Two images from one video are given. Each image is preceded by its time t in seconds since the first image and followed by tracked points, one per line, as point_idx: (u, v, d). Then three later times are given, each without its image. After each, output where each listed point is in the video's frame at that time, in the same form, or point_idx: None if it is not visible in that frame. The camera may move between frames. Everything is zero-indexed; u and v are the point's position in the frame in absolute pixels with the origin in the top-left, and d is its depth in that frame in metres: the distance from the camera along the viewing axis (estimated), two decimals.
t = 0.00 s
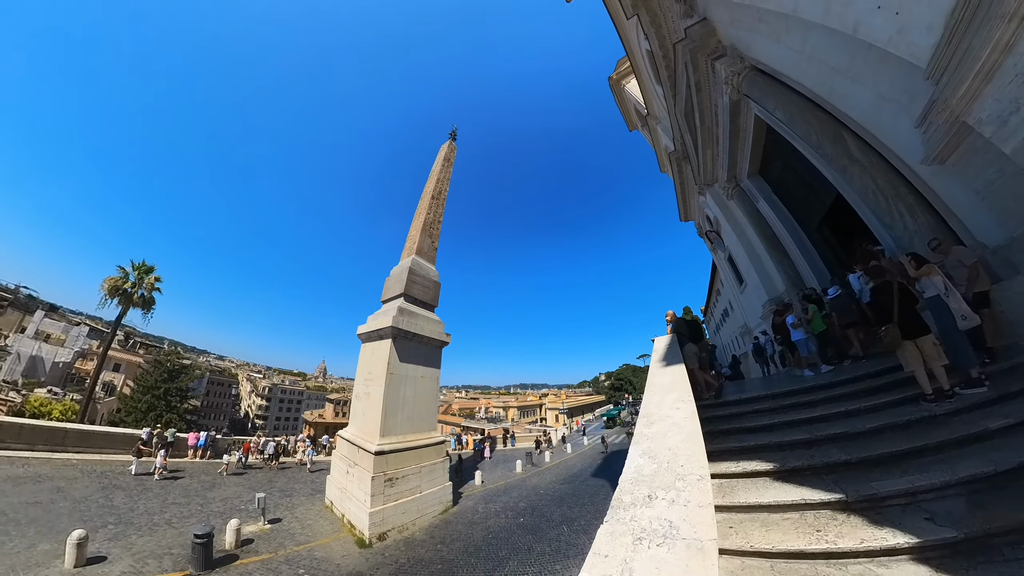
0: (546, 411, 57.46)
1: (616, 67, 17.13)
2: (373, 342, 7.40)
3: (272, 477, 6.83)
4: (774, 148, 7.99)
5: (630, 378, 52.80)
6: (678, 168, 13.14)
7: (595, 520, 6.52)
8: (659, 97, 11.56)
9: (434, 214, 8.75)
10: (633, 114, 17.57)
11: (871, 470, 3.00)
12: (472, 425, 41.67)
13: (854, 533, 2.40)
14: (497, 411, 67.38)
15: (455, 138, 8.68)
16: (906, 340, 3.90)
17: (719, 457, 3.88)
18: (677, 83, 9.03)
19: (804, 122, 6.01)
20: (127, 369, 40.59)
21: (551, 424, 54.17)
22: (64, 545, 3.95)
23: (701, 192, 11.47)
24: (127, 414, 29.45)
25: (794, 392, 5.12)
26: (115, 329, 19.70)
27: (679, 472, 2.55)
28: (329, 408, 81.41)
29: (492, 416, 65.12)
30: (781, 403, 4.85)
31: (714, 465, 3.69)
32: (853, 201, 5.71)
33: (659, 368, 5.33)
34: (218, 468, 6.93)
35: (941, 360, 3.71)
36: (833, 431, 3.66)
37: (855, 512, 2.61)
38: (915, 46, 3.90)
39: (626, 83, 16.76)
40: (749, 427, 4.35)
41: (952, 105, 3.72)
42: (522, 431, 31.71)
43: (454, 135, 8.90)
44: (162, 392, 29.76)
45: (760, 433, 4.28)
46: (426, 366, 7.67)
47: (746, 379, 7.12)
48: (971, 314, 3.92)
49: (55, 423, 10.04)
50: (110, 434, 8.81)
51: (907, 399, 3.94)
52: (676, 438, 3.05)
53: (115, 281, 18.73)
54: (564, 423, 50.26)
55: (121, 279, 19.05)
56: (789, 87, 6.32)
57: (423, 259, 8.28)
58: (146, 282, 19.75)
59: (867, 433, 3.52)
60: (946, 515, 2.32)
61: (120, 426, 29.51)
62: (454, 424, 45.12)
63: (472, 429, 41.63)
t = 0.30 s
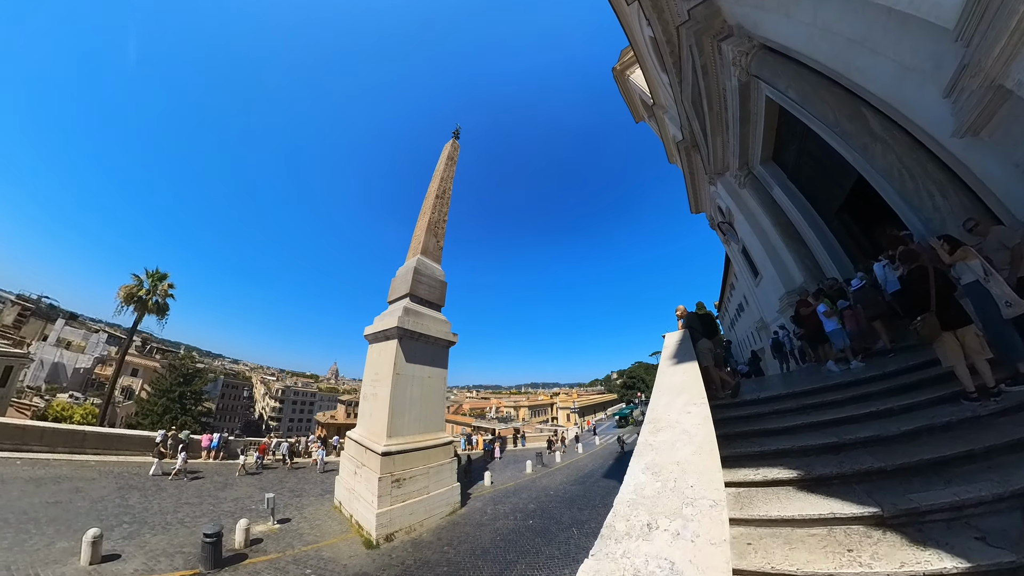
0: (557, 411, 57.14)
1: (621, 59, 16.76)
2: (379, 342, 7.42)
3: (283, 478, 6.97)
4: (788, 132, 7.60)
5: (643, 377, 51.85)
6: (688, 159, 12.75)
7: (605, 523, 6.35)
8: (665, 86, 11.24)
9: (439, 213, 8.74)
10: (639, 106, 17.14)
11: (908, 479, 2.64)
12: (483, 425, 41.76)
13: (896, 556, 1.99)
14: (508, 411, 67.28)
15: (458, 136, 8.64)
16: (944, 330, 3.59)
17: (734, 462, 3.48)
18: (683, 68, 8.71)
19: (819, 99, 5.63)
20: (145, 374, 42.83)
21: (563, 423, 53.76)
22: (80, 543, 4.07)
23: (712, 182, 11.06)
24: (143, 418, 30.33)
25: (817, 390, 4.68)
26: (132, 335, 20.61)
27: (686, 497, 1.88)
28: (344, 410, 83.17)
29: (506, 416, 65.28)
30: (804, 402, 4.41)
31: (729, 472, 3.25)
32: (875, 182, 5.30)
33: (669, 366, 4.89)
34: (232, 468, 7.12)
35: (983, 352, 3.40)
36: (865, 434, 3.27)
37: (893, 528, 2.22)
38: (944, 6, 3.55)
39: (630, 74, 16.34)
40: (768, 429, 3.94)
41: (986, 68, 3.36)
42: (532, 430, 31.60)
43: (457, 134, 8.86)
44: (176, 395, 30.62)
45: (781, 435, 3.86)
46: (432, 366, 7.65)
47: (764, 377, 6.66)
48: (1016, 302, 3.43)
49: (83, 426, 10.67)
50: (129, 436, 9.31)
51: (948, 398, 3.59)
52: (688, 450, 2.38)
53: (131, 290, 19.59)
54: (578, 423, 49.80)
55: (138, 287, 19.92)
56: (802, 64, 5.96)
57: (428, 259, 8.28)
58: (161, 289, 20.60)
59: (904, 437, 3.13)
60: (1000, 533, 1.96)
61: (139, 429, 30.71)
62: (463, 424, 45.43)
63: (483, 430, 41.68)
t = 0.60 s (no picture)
0: (569, 409, 56.83)
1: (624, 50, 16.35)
2: (387, 346, 7.46)
3: (295, 480, 7.12)
4: (803, 118, 7.26)
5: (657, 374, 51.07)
6: (696, 150, 12.30)
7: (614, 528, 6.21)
8: (670, 76, 10.94)
9: (444, 215, 8.73)
10: (644, 97, 16.66)
11: (941, 504, 2.39)
12: (493, 425, 41.85)
13: None
14: (521, 409, 67.29)
15: (461, 137, 8.62)
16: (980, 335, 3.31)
17: (743, 482, 3.20)
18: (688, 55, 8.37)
19: (836, 81, 5.30)
20: (161, 379, 44.67)
21: (574, 422, 53.40)
22: (100, 544, 4.20)
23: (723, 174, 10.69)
24: (161, 422, 31.07)
25: (838, 399, 4.31)
26: (149, 341, 21.46)
27: (670, 555, 1.70)
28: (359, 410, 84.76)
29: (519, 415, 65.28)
30: (823, 412, 4.07)
31: (738, 489, 3.06)
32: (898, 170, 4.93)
33: (673, 378, 4.60)
34: (246, 470, 7.31)
35: None
36: (889, 450, 2.99)
37: (921, 566, 1.98)
38: None
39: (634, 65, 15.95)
40: (783, 442, 3.63)
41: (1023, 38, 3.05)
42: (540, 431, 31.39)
43: (461, 134, 8.84)
44: (192, 399, 31.28)
45: (798, 450, 3.54)
46: (440, 369, 7.66)
47: (780, 382, 6.30)
48: None
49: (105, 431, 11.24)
50: (149, 439, 9.88)
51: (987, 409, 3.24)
52: (685, 490, 2.18)
53: (146, 298, 20.36)
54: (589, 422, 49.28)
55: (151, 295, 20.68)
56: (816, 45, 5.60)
57: (434, 261, 8.30)
58: (174, 296, 21.40)
59: (934, 455, 2.83)
60: None
61: (156, 432, 31.73)
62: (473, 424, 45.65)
63: (493, 430, 41.58)
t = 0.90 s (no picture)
0: (581, 408, 56.45)
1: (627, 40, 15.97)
2: (394, 348, 7.51)
3: (306, 481, 7.26)
4: (817, 102, 6.96)
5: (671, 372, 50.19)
6: (706, 140, 11.92)
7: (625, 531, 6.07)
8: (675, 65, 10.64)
9: (449, 215, 8.73)
10: (650, 87, 16.21)
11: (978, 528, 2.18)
12: (503, 425, 41.88)
13: None
14: (534, 409, 67.21)
15: (465, 136, 8.60)
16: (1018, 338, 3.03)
17: (756, 498, 3.01)
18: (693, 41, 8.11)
19: (852, 62, 4.98)
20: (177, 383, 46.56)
21: (586, 422, 52.98)
22: (118, 543, 4.32)
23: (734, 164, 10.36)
24: (173, 425, 31.61)
25: (861, 403, 4.02)
26: (165, 347, 22.31)
27: None
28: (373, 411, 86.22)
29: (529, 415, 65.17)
30: (844, 418, 3.79)
31: (750, 505, 2.91)
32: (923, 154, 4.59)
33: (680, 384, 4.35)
34: (260, 471, 7.49)
35: None
36: (918, 464, 2.73)
37: None
38: None
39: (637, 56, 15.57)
40: (801, 452, 3.40)
41: None
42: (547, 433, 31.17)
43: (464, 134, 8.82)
44: (206, 402, 31.86)
45: (817, 461, 3.30)
46: (447, 370, 7.67)
47: (800, 384, 5.98)
48: None
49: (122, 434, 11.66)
50: (167, 442, 10.21)
51: None
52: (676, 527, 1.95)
53: (161, 305, 21.17)
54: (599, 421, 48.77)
55: (167, 302, 21.51)
56: (830, 22, 5.28)
57: (440, 262, 8.32)
58: (188, 303, 22.19)
59: (970, 471, 2.55)
60: None
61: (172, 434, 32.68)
62: (483, 424, 45.84)
63: (503, 431, 41.44)
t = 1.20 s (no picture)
0: (593, 407, 55.82)
1: (631, 30, 15.55)
2: (401, 350, 7.52)
3: (318, 482, 7.37)
4: (835, 81, 6.59)
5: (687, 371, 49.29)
6: (716, 130, 11.55)
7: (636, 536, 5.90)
8: (682, 53, 10.38)
9: (455, 215, 8.74)
10: (656, 77, 15.68)
11: None
12: (513, 425, 41.83)
13: None
14: (547, 409, 66.89)
15: (469, 135, 8.61)
16: None
17: (776, 518, 2.74)
18: (700, 25, 7.87)
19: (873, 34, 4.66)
20: (193, 388, 48.18)
21: (599, 421, 52.35)
22: (133, 543, 4.44)
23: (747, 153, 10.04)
24: (189, 427, 32.47)
25: (893, 408, 3.66)
26: (180, 351, 23.15)
27: None
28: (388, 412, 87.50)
29: (541, 415, 64.90)
30: (875, 426, 3.42)
31: (769, 525, 2.67)
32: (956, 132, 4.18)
33: (690, 387, 4.01)
34: (273, 473, 7.65)
35: None
36: (962, 481, 2.37)
37: None
38: None
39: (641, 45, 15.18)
40: (826, 464, 3.09)
41: None
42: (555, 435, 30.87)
43: (468, 133, 8.82)
44: (220, 405, 32.51)
45: (844, 474, 2.99)
46: (455, 372, 7.65)
47: (826, 385, 5.59)
48: None
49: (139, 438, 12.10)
50: (179, 444, 10.62)
51: None
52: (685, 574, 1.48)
53: (177, 311, 22.03)
54: (612, 421, 48.10)
55: (181, 309, 22.33)
56: None
57: (446, 263, 8.35)
58: (202, 308, 23.02)
59: None
60: None
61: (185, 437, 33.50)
62: (493, 424, 45.91)
63: (514, 432, 41.28)
